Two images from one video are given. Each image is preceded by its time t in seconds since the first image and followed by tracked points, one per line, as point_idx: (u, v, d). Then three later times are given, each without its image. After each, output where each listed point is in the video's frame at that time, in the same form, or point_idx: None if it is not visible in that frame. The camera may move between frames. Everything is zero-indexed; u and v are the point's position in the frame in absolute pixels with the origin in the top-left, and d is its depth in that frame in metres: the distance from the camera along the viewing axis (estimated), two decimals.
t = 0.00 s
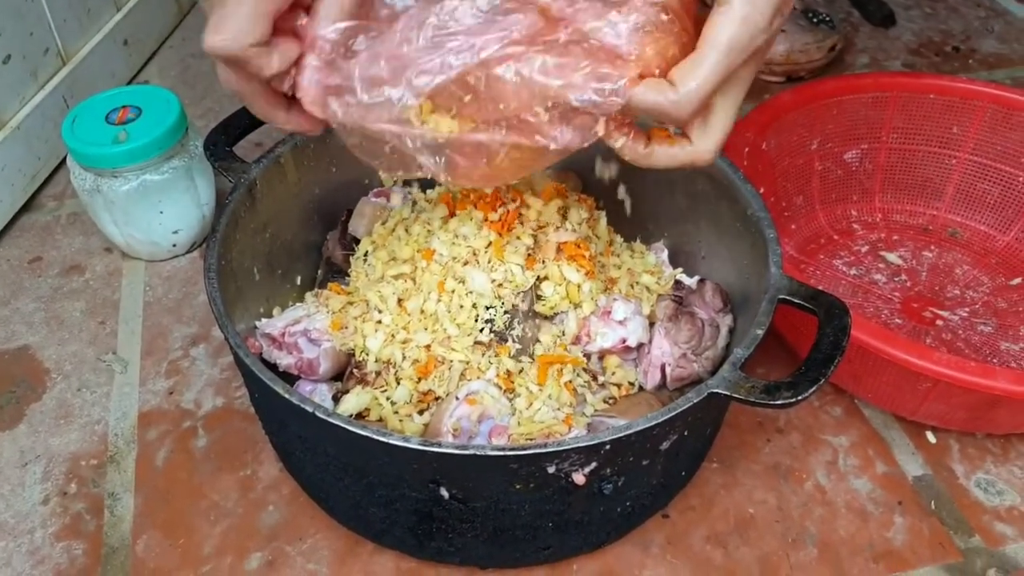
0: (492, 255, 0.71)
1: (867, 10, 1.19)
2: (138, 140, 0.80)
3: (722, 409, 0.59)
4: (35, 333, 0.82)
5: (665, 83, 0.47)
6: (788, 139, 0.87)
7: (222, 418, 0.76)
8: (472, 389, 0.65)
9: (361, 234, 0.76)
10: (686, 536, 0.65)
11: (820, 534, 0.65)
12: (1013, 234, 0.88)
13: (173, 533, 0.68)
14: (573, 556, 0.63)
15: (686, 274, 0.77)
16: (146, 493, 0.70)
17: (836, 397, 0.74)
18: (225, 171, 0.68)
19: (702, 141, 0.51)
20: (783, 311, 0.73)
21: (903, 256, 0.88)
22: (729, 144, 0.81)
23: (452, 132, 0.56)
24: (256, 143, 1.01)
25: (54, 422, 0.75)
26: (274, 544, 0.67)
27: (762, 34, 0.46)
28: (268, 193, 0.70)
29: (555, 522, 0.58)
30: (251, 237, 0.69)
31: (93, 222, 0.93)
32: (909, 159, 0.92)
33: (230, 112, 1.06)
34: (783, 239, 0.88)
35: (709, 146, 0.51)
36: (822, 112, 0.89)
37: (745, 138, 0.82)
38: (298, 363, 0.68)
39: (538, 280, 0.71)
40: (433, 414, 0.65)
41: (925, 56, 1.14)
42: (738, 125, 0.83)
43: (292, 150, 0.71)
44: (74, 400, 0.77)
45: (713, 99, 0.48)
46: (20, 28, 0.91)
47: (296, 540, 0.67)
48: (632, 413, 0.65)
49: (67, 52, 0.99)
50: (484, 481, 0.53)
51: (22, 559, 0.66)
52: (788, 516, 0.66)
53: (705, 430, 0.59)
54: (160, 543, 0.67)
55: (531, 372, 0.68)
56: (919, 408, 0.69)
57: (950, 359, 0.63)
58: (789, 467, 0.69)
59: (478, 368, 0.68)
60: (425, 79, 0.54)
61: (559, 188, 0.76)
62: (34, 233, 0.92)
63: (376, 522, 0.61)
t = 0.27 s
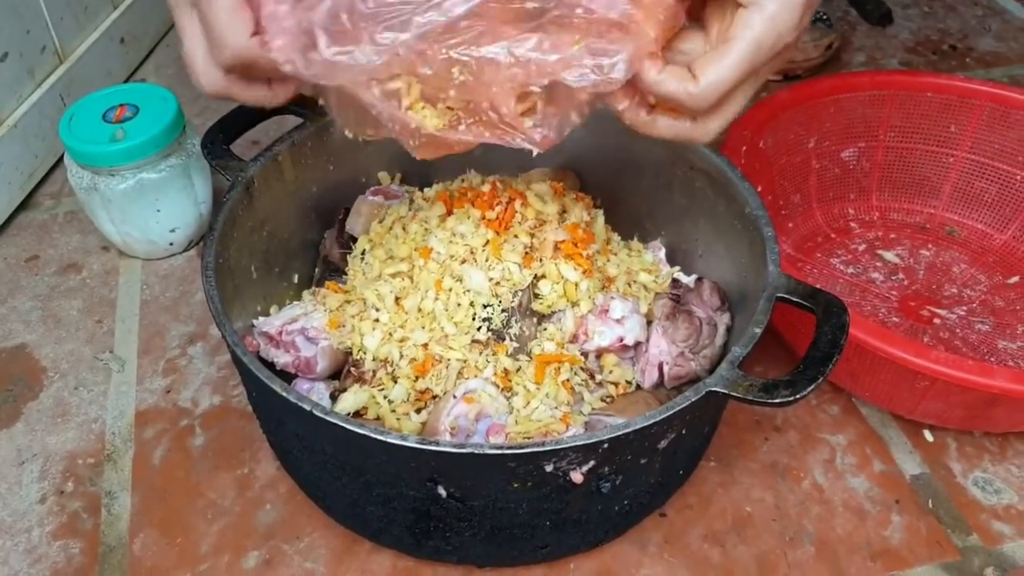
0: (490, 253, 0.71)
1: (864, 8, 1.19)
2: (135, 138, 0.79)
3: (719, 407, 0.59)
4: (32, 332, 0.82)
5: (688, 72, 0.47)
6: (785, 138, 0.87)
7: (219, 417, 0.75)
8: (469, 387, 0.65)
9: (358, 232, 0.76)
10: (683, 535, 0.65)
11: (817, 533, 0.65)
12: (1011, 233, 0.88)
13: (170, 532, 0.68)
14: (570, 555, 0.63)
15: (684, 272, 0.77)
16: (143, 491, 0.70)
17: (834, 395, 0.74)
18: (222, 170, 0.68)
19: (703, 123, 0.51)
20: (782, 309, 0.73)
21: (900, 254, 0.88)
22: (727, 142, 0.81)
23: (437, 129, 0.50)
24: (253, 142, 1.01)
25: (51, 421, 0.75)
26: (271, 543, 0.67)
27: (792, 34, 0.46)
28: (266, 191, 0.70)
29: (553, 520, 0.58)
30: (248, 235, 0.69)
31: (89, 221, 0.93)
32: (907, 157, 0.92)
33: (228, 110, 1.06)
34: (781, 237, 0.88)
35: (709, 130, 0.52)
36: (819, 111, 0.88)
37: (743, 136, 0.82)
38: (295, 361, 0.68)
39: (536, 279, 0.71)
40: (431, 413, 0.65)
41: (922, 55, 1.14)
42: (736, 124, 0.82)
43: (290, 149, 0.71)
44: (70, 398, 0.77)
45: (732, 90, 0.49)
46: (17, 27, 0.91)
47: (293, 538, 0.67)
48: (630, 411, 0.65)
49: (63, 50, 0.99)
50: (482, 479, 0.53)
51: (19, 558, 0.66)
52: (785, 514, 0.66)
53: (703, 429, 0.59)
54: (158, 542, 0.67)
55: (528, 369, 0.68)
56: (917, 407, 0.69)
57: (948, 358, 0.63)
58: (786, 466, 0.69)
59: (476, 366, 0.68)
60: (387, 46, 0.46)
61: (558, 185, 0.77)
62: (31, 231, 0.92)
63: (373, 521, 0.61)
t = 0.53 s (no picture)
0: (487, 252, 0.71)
1: (862, 7, 1.19)
2: (133, 137, 0.79)
3: (718, 406, 0.59)
4: (29, 331, 0.82)
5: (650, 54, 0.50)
6: (783, 136, 0.87)
7: (217, 416, 0.75)
8: (467, 385, 0.65)
9: (356, 231, 0.76)
10: (682, 534, 0.65)
11: (816, 532, 0.65)
12: (1009, 231, 0.88)
13: (168, 531, 0.67)
14: (569, 554, 0.63)
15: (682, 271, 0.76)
16: (141, 490, 0.70)
17: (832, 394, 0.74)
18: (219, 168, 0.67)
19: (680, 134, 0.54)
20: (781, 308, 0.73)
21: (899, 253, 0.88)
22: (725, 141, 0.81)
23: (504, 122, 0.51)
24: (251, 140, 1.00)
25: (49, 420, 0.75)
26: (269, 542, 0.67)
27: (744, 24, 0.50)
28: (263, 189, 0.70)
29: (551, 519, 0.58)
30: (246, 234, 0.69)
31: (87, 220, 0.93)
32: (905, 156, 0.92)
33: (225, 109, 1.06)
34: (779, 236, 0.88)
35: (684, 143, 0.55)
36: (817, 109, 0.88)
37: (741, 135, 0.82)
38: (293, 360, 0.68)
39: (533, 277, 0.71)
40: (429, 412, 0.65)
41: (920, 54, 1.14)
42: (734, 123, 0.82)
43: (287, 147, 0.71)
44: (68, 397, 0.77)
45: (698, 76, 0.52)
46: (13, 25, 0.91)
47: (291, 538, 0.67)
48: (628, 410, 0.65)
49: (60, 49, 0.98)
50: (480, 477, 0.53)
51: (16, 557, 0.66)
52: (784, 513, 0.66)
53: (702, 427, 0.59)
54: (155, 541, 0.67)
55: (526, 367, 0.68)
56: (916, 406, 0.69)
57: (947, 356, 0.63)
58: (785, 465, 0.69)
59: (474, 365, 0.68)
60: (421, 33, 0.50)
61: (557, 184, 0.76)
62: (28, 230, 0.92)
63: (371, 520, 0.61)
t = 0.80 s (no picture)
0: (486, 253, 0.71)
1: (862, 5, 1.19)
2: (130, 135, 0.79)
3: (717, 406, 0.59)
4: (26, 330, 0.82)
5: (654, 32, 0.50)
6: (783, 135, 0.87)
7: (215, 415, 0.75)
8: (466, 385, 0.65)
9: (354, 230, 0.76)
10: (681, 534, 0.65)
11: (816, 532, 0.65)
12: (1009, 230, 0.88)
13: (166, 531, 0.67)
14: (568, 554, 0.63)
15: (681, 271, 0.76)
16: (138, 490, 0.70)
17: (832, 393, 0.74)
18: (218, 167, 0.67)
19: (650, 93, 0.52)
20: (781, 307, 0.73)
21: (898, 252, 0.88)
22: (725, 140, 0.80)
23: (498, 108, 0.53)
24: (249, 139, 1.00)
25: (46, 420, 0.75)
26: (267, 542, 0.67)
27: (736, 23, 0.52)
28: (261, 188, 0.70)
29: (551, 519, 0.58)
30: (244, 232, 0.69)
31: (84, 219, 0.92)
32: (904, 154, 0.92)
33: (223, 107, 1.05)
34: (778, 235, 0.87)
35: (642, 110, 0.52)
36: (816, 108, 0.88)
37: (741, 133, 0.82)
38: (291, 359, 0.67)
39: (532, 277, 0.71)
40: (427, 411, 0.65)
41: (920, 52, 1.13)
42: (733, 121, 0.82)
43: (285, 145, 0.71)
44: (65, 396, 0.76)
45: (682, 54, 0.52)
46: (11, 24, 0.90)
47: (289, 537, 0.67)
48: (628, 409, 0.65)
49: (58, 47, 0.98)
50: (478, 477, 0.52)
51: (13, 557, 0.66)
52: (784, 513, 0.66)
53: (701, 427, 0.59)
54: (153, 541, 0.67)
55: (526, 366, 0.68)
56: (916, 405, 0.69)
57: (947, 355, 0.63)
58: (785, 465, 0.69)
59: (472, 364, 0.67)
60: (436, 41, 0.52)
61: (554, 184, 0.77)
62: (26, 229, 0.91)
63: (370, 520, 0.61)
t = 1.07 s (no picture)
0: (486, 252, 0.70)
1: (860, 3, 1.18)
2: (128, 134, 0.79)
3: (717, 405, 0.58)
4: (23, 330, 0.81)
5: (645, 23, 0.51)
6: (782, 133, 0.87)
7: (212, 415, 0.75)
8: (465, 385, 0.65)
9: (352, 229, 0.75)
10: (680, 534, 0.65)
11: (816, 532, 0.65)
12: (1010, 229, 0.87)
13: (164, 530, 0.67)
14: (567, 554, 0.62)
15: (681, 270, 0.76)
16: (136, 489, 0.70)
17: (831, 393, 0.74)
18: (215, 165, 0.67)
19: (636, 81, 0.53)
20: (782, 307, 0.73)
21: (898, 251, 0.87)
22: (724, 138, 0.80)
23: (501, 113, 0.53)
24: (246, 138, 1.00)
25: (43, 419, 0.74)
26: (265, 542, 0.66)
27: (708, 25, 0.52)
28: (260, 187, 0.69)
29: (550, 519, 0.57)
30: (242, 232, 0.68)
31: (82, 217, 0.92)
32: (904, 153, 0.91)
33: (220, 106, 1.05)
34: (778, 233, 0.87)
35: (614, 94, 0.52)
36: (816, 106, 0.88)
37: (740, 132, 0.81)
38: (289, 359, 0.67)
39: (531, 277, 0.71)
40: (426, 411, 0.64)
41: (919, 50, 1.13)
42: (733, 119, 0.82)
43: (283, 144, 0.70)
44: (63, 396, 0.76)
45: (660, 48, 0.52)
46: (8, 22, 0.90)
47: (287, 537, 0.67)
48: (628, 409, 0.65)
49: (55, 46, 0.98)
50: (478, 477, 0.52)
51: (10, 557, 0.66)
52: (784, 513, 0.66)
53: (701, 427, 0.58)
54: (151, 540, 0.66)
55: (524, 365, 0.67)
56: (916, 405, 0.68)
57: (948, 355, 0.63)
58: (784, 464, 0.69)
59: (471, 363, 0.67)
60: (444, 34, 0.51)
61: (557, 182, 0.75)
62: (23, 228, 0.91)
63: (369, 519, 0.61)
